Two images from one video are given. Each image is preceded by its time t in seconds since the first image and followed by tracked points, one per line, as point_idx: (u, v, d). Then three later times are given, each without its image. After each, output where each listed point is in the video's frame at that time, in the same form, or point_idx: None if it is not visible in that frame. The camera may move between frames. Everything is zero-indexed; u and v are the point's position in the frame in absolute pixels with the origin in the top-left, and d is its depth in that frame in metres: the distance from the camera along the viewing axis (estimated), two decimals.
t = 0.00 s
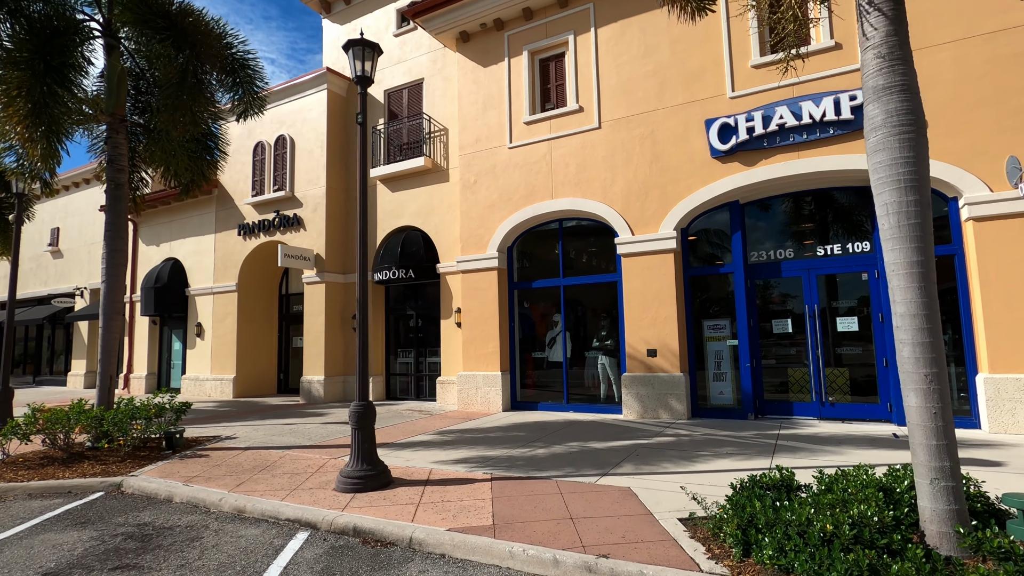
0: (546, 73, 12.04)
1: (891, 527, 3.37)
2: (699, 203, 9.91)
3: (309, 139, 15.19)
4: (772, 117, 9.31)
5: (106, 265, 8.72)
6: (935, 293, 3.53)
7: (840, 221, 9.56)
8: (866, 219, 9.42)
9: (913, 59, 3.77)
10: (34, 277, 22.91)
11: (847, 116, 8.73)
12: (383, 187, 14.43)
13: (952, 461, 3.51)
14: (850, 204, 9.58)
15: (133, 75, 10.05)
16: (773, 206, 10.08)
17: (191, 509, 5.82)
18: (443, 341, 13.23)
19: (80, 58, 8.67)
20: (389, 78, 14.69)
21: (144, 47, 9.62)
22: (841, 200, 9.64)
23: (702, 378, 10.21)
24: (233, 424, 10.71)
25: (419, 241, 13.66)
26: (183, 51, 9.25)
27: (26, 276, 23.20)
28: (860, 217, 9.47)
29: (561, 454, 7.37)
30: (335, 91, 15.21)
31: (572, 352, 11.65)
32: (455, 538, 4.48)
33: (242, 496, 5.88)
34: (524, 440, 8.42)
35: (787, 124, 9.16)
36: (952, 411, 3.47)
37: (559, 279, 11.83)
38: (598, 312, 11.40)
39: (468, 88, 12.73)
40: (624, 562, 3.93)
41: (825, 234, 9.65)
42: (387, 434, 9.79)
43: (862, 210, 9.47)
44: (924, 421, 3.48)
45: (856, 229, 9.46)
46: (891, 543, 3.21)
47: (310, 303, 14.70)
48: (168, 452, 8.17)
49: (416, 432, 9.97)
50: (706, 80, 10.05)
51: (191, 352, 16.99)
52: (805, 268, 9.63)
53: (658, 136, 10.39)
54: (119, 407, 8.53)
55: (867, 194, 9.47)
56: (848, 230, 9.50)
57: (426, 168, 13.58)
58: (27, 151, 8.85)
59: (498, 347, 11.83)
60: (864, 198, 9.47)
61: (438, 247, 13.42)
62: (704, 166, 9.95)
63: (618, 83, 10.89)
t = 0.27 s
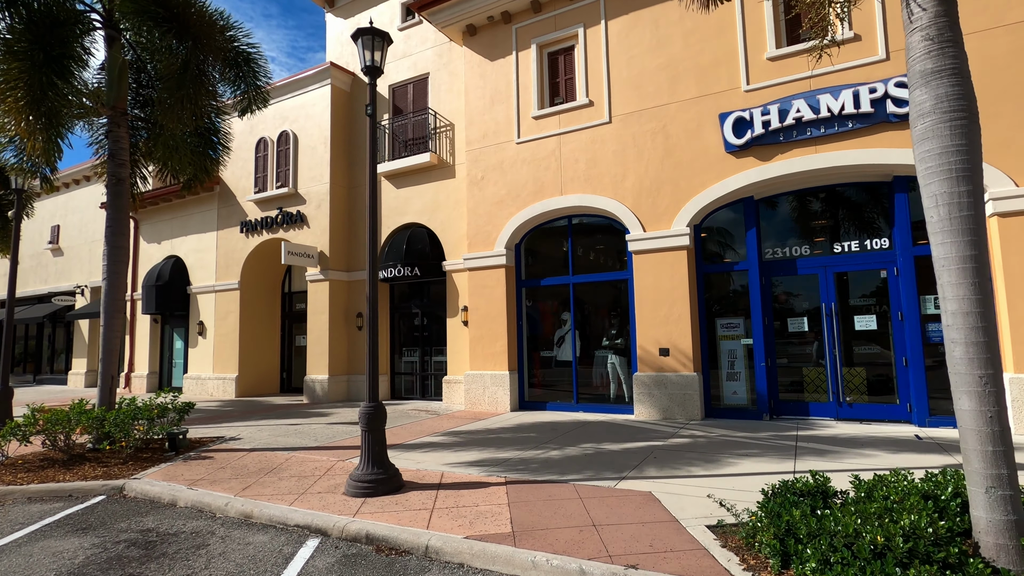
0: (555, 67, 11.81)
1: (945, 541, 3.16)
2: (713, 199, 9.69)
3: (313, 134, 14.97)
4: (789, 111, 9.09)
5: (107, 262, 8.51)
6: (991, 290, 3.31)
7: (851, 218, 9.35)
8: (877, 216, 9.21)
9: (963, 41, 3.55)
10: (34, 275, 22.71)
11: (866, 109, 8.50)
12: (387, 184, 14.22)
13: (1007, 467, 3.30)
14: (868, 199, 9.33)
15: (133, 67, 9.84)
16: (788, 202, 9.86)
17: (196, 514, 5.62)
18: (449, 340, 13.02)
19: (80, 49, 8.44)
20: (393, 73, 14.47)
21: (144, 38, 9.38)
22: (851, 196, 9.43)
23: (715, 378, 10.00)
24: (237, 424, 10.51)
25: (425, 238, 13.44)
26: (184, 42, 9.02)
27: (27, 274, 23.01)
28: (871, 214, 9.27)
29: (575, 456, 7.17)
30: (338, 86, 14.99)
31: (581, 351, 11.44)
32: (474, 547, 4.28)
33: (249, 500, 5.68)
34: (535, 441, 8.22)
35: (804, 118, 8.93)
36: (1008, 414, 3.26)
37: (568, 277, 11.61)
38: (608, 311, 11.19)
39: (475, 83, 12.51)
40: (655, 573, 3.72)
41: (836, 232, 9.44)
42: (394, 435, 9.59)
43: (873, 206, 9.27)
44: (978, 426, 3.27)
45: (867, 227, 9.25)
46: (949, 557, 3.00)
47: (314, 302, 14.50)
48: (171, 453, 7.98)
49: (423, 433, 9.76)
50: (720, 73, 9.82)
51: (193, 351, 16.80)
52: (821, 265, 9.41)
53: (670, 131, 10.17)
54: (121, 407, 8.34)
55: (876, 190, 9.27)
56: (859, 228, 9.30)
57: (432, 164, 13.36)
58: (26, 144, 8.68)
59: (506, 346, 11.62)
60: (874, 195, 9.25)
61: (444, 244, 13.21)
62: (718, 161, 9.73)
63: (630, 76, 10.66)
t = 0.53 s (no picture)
0: (566, 61, 11.62)
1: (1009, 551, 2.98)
2: (729, 195, 9.50)
3: (319, 131, 14.80)
4: (808, 105, 8.90)
5: (113, 260, 8.34)
6: None
7: (864, 216, 9.21)
8: (894, 213, 9.06)
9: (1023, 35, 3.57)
10: (37, 273, 22.57)
11: (888, 102, 8.31)
12: (394, 181, 14.04)
13: None
14: (888, 194, 9.13)
15: (140, 61, 9.70)
16: (806, 198, 9.67)
17: (206, 518, 5.45)
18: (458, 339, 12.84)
19: (86, 42, 8.28)
20: (400, 69, 14.29)
21: (152, 32, 9.24)
22: (862, 195, 9.29)
23: (731, 377, 9.81)
24: (243, 424, 10.34)
25: (433, 235, 13.26)
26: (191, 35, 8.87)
27: (29, 273, 22.87)
28: (885, 211, 9.11)
29: (593, 458, 6.99)
30: (344, 81, 14.80)
31: (593, 349, 11.26)
32: (498, 554, 4.10)
33: (261, 503, 5.51)
34: (550, 442, 8.03)
35: (824, 112, 8.74)
36: None
37: (579, 275, 11.43)
38: (620, 309, 11.00)
39: (484, 78, 12.32)
40: None
41: (850, 230, 9.29)
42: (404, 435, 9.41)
43: (886, 204, 9.11)
44: None
45: (881, 224, 9.12)
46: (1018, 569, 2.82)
47: (320, 300, 14.32)
48: (178, 454, 7.81)
49: (433, 433, 9.58)
50: (736, 67, 9.63)
51: (197, 350, 16.64)
52: (840, 263, 9.22)
53: (685, 126, 9.98)
54: (127, 407, 8.17)
55: (887, 187, 9.12)
56: (873, 226, 9.16)
57: (439, 161, 13.18)
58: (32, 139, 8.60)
59: (516, 345, 11.44)
60: (886, 192, 9.10)
61: (452, 242, 13.03)
62: (734, 156, 9.54)
63: (643, 70, 10.47)
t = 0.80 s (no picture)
0: (577, 57, 11.43)
1: None
2: (747, 192, 9.30)
3: (326, 129, 14.63)
4: (828, 100, 8.70)
5: (120, 259, 8.17)
6: None
7: (878, 215, 9.06)
8: (916, 211, 8.86)
9: None
10: (41, 273, 22.45)
11: (912, 97, 8.10)
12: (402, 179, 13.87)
13: None
14: (911, 191, 8.92)
15: (147, 57, 9.56)
16: (825, 196, 9.46)
17: (218, 524, 5.28)
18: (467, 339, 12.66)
19: (92, 35, 8.11)
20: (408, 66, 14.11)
21: (158, 26, 9.08)
22: (885, 193, 9.07)
23: (748, 378, 9.62)
24: (250, 426, 10.17)
25: (441, 234, 13.09)
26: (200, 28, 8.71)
27: (33, 272, 22.76)
28: (903, 210, 8.92)
29: (612, 462, 6.80)
30: (351, 78, 14.63)
31: (605, 350, 11.07)
32: (526, 565, 3.92)
33: (274, 509, 5.34)
34: (565, 445, 7.85)
35: (845, 107, 8.54)
36: None
37: (592, 274, 11.25)
38: (634, 309, 10.80)
39: (494, 74, 12.13)
40: None
41: (871, 228, 9.09)
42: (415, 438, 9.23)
43: (904, 202, 8.92)
44: None
45: (903, 222, 8.91)
46: None
47: (327, 300, 14.16)
48: (186, 457, 7.65)
49: (445, 436, 9.40)
50: (754, 62, 9.42)
51: (202, 350, 16.49)
52: (861, 261, 9.02)
53: (701, 122, 9.78)
54: (134, 408, 8.01)
55: (905, 184, 8.94)
56: (894, 223, 8.96)
57: (448, 159, 13.00)
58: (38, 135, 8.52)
59: (527, 345, 11.25)
60: (898, 191, 8.95)
61: (461, 240, 12.85)
62: (752, 152, 9.35)
63: (657, 66, 10.28)
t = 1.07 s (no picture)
0: (588, 51, 11.23)
1: None
2: (764, 187, 9.09)
3: (331, 125, 14.44)
4: (848, 92, 8.49)
5: (124, 255, 8.00)
6: None
7: (899, 210, 8.85)
8: (938, 207, 8.66)
9: None
10: (44, 271, 22.31)
11: (936, 89, 7.90)
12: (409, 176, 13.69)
13: None
14: (933, 186, 8.71)
15: (151, 49, 9.39)
16: (844, 191, 9.26)
17: (227, 529, 5.10)
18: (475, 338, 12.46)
19: (96, 27, 7.96)
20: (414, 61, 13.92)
21: (163, 18, 8.92)
22: (907, 188, 8.87)
23: (765, 377, 9.41)
24: (256, 426, 9.99)
25: (449, 232, 12.90)
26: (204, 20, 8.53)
27: (36, 271, 22.62)
28: (924, 205, 8.73)
29: (630, 463, 6.62)
30: (357, 74, 14.44)
31: (617, 348, 10.87)
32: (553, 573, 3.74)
33: (285, 513, 5.16)
34: (580, 446, 7.66)
35: (866, 99, 8.32)
36: None
37: (603, 271, 11.05)
38: (646, 307, 10.61)
39: (503, 68, 11.93)
40: None
41: (891, 224, 8.90)
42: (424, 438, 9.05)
43: (926, 197, 8.72)
44: None
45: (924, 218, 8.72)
46: None
47: (332, 298, 13.98)
48: (192, 458, 7.48)
49: (454, 436, 9.22)
50: (770, 54, 9.21)
51: (206, 349, 16.32)
52: (882, 257, 8.82)
53: (716, 116, 9.57)
54: (139, 408, 7.83)
55: (927, 178, 8.75)
56: (916, 219, 8.76)
57: (456, 155, 12.81)
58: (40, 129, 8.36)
59: (537, 344, 11.06)
60: (921, 185, 8.75)
61: (469, 238, 12.66)
62: (768, 147, 9.14)
63: (670, 58, 10.07)
